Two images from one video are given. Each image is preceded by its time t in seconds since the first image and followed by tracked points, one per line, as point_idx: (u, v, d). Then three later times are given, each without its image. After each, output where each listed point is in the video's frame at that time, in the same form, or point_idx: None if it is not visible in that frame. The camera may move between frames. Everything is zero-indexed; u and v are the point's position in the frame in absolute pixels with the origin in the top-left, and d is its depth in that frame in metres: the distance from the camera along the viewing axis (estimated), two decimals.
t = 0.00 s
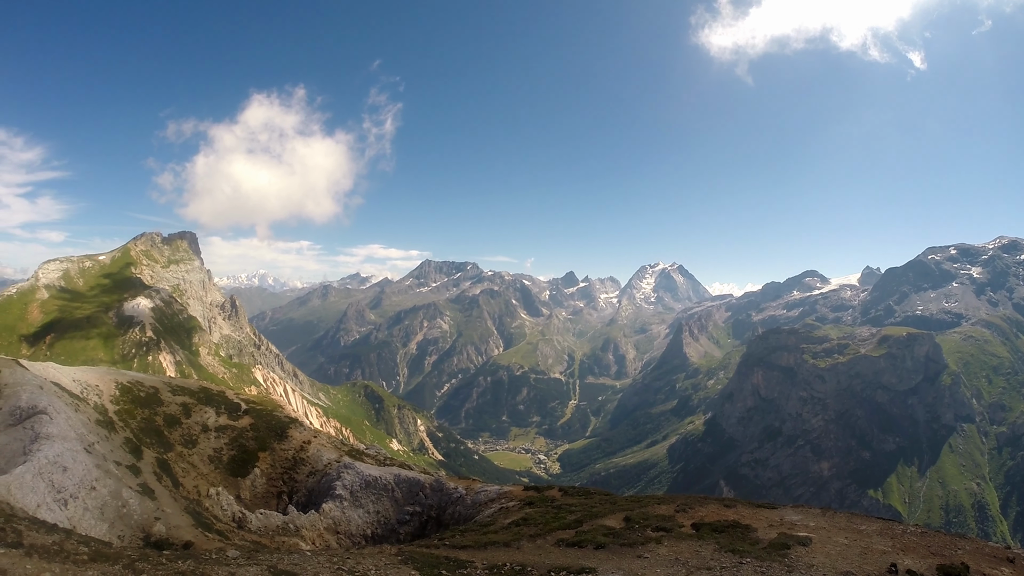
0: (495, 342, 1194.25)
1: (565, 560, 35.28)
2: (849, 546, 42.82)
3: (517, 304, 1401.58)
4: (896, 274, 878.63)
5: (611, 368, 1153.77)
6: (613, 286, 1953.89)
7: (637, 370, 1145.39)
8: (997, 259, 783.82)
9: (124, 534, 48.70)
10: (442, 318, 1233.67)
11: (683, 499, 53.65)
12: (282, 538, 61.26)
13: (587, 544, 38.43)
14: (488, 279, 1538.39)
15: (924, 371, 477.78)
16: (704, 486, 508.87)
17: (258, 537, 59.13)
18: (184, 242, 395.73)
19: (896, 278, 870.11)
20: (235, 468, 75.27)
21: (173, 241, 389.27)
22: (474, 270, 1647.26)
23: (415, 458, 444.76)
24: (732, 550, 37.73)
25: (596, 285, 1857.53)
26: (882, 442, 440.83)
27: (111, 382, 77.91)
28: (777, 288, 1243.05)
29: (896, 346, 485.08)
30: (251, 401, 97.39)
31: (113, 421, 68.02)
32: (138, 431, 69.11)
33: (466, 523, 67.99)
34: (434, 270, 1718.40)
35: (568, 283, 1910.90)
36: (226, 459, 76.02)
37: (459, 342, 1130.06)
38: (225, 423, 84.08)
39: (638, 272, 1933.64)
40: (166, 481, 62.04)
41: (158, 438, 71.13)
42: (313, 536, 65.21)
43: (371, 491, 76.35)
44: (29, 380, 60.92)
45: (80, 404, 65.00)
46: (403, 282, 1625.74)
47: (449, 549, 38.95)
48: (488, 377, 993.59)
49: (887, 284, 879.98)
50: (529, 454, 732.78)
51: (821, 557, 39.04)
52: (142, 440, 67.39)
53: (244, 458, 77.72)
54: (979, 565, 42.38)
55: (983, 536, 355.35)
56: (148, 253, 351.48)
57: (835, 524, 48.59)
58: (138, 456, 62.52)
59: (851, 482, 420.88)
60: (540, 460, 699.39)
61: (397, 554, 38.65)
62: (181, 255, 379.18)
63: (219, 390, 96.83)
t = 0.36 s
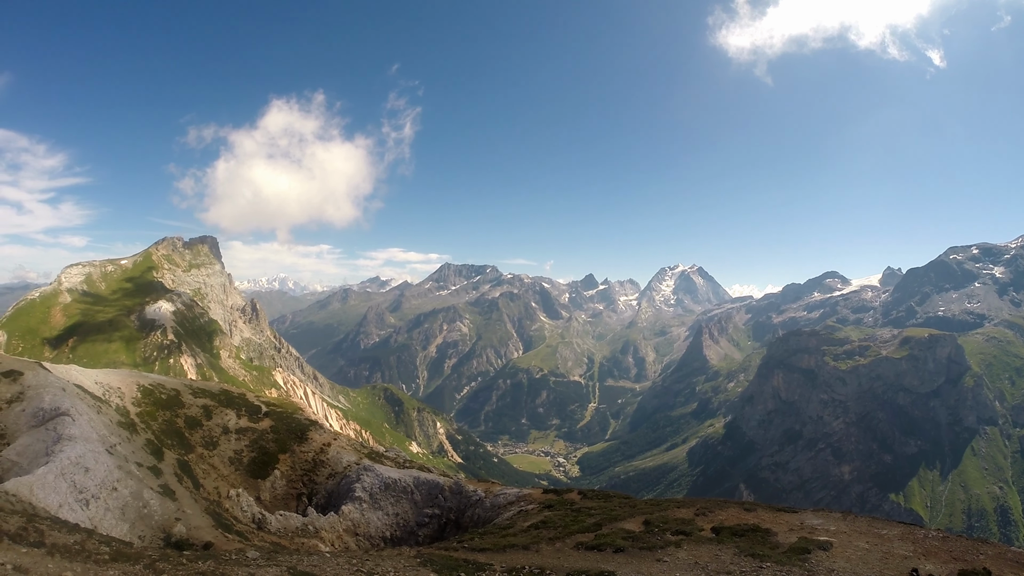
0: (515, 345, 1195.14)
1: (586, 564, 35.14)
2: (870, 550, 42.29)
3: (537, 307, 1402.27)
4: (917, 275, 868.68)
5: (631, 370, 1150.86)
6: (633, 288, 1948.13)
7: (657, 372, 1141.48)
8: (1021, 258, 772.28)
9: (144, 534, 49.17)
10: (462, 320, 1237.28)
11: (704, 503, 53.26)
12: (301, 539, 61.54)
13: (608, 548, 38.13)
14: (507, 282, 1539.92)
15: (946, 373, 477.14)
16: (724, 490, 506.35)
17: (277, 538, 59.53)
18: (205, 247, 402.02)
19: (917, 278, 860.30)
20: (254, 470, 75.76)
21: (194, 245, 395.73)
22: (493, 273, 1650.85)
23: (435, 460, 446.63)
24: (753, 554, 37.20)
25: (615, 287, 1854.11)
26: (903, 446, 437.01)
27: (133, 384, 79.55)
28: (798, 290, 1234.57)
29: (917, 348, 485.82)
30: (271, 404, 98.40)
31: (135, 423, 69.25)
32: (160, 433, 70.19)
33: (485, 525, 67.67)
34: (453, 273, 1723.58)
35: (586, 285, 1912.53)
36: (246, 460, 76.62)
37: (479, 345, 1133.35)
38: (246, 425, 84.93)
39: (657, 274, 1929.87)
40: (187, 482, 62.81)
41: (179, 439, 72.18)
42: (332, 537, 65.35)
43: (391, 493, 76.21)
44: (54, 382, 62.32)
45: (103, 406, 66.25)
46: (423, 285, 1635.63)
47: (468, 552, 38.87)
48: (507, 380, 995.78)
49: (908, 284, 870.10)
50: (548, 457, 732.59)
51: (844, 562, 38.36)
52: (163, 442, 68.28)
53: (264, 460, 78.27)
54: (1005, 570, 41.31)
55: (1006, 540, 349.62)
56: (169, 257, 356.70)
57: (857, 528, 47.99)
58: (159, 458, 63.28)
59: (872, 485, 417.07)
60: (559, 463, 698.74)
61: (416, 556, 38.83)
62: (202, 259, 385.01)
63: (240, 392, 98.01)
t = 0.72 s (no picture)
0: (536, 347, 1194.82)
1: (607, 566, 35.08)
2: (894, 554, 41.56)
3: (558, 309, 1400.24)
4: (941, 273, 855.55)
5: (653, 372, 1147.01)
6: (655, 289, 1937.61)
7: (679, 374, 1135.41)
8: None
9: (167, 534, 49.77)
10: (483, 323, 1240.20)
11: (726, 506, 52.82)
12: (322, 541, 61.98)
13: (628, 550, 38.07)
14: (528, 284, 1536.59)
15: (971, 373, 470.56)
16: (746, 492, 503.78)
17: (298, 539, 60.08)
18: (227, 251, 409.20)
19: (941, 277, 846.92)
20: (277, 471, 76.55)
21: (217, 250, 403.27)
22: (515, 275, 1649.34)
23: (457, 463, 448.75)
24: (776, 557, 36.70)
25: (636, 288, 1845.80)
26: (927, 448, 432.20)
27: (158, 387, 80.96)
28: (820, 290, 1221.61)
29: (941, 349, 478.29)
30: (294, 406, 99.20)
31: (159, 426, 70.45)
32: (183, 436, 71.26)
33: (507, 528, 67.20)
34: (475, 275, 1729.46)
35: (607, 287, 1910.02)
36: (269, 462, 77.29)
37: (500, 347, 1135.95)
38: (268, 427, 85.75)
39: (678, 275, 1921.21)
40: (209, 483, 63.57)
41: (202, 441, 73.24)
42: (353, 538, 65.70)
43: (412, 495, 76.01)
44: (80, 385, 63.31)
45: (127, 409, 67.36)
46: (444, 288, 1645.93)
47: (490, 554, 38.91)
48: (529, 382, 997.08)
49: (931, 283, 857.23)
50: (570, 459, 731.04)
51: (869, 566, 37.68)
52: (187, 443, 69.34)
53: (286, 461, 78.96)
54: None
55: None
56: (192, 262, 363.24)
57: (879, 531, 47.36)
58: (182, 459, 64.20)
59: (896, 489, 414.43)
60: (581, 465, 697.47)
61: (438, 556, 39.09)
62: (224, 263, 391.81)
63: (263, 395, 99.29)
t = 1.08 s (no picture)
0: (558, 348, 1192.21)
1: (627, 568, 34.94)
2: (916, 561, 40.80)
3: (579, 309, 1397.69)
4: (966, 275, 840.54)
5: (674, 374, 1142.85)
6: (677, 290, 1929.31)
7: (701, 376, 1129.52)
8: None
9: (189, 529, 50.33)
10: (505, 323, 1243.63)
11: (745, 509, 52.50)
12: (342, 539, 62.59)
13: (648, 552, 37.85)
14: (550, 284, 1530.73)
15: (996, 377, 460.88)
16: (766, 496, 501.14)
17: (319, 537, 60.78)
18: (250, 251, 418.43)
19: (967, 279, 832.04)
20: (299, 469, 77.38)
21: (240, 250, 412.70)
22: (537, 276, 1641.87)
23: (477, 463, 450.86)
24: (797, 562, 36.16)
25: (658, 289, 1838.65)
26: (950, 453, 425.59)
27: (181, 384, 82.45)
28: (843, 291, 1207.82)
29: (965, 352, 472.05)
30: (316, 405, 100.42)
31: (182, 423, 71.59)
32: (206, 433, 72.67)
33: (527, 528, 67.04)
34: (496, 276, 1736.29)
35: (629, 288, 1906.97)
36: (290, 460, 78.20)
37: (521, 348, 1138.17)
38: (290, 425, 86.82)
39: (700, 276, 1913.10)
40: (232, 479, 64.53)
41: (225, 438, 74.63)
42: (373, 536, 65.92)
43: (433, 494, 76.03)
44: (104, 381, 64.36)
45: (151, 406, 68.45)
46: (466, 288, 1657.32)
47: (510, 554, 38.91)
48: (550, 383, 998.81)
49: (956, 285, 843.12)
50: (590, 460, 729.48)
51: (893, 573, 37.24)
52: (209, 441, 70.56)
53: (308, 459, 79.67)
54: None
55: None
56: (216, 262, 371.59)
57: (902, 538, 46.60)
58: (205, 456, 65.23)
59: (918, 494, 409.44)
60: (601, 466, 696.81)
61: (458, 557, 39.01)
62: (247, 263, 399.89)
63: (286, 394, 100.77)
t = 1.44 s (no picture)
0: (579, 347, 1189.91)
1: (646, 567, 34.94)
2: (938, 566, 40.21)
3: (601, 308, 1394.99)
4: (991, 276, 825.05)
5: (695, 373, 1137.97)
6: (699, 289, 1919.33)
7: (722, 376, 1122.49)
8: None
9: (210, 523, 51.07)
10: (526, 322, 1246.79)
11: (766, 511, 52.06)
12: (362, 534, 62.94)
13: (667, 552, 37.68)
14: (572, 283, 1529.41)
15: None
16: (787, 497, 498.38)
17: (338, 532, 61.40)
18: (272, 249, 426.47)
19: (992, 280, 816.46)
20: (320, 465, 78.12)
21: (263, 248, 421.00)
22: (558, 275, 1640.06)
23: (497, 460, 452.67)
24: (816, 565, 35.66)
25: (679, 288, 1831.06)
26: (973, 457, 417.63)
27: (205, 380, 83.94)
28: (867, 291, 1192.97)
29: (990, 355, 466.84)
30: (338, 402, 101.64)
31: (204, 418, 72.75)
32: (229, 427, 73.81)
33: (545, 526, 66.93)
34: (518, 274, 1744.24)
35: (650, 287, 1901.83)
36: (311, 455, 79.13)
37: (543, 346, 1139.91)
38: (311, 421, 87.85)
39: (722, 275, 1902.98)
40: (253, 474, 65.47)
41: (247, 433, 75.74)
42: (393, 533, 66.02)
43: (453, 491, 76.19)
44: (127, 376, 65.33)
45: (174, 401, 69.64)
46: (488, 287, 1668.93)
47: (527, 552, 38.96)
48: (571, 381, 999.88)
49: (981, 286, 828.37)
50: (610, 459, 728.80)
51: None
52: (232, 436, 71.67)
53: (328, 455, 80.45)
54: None
55: None
56: (239, 259, 378.79)
57: (923, 542, 45.95)
58: (227, 450, 66.34)
59: (941, 498, 402.55)
60: (621, 466, 696.06)
61: (477, 554, 39.18)
62: (270, 261, 407.13)
63: (307, 390, 102.03)
